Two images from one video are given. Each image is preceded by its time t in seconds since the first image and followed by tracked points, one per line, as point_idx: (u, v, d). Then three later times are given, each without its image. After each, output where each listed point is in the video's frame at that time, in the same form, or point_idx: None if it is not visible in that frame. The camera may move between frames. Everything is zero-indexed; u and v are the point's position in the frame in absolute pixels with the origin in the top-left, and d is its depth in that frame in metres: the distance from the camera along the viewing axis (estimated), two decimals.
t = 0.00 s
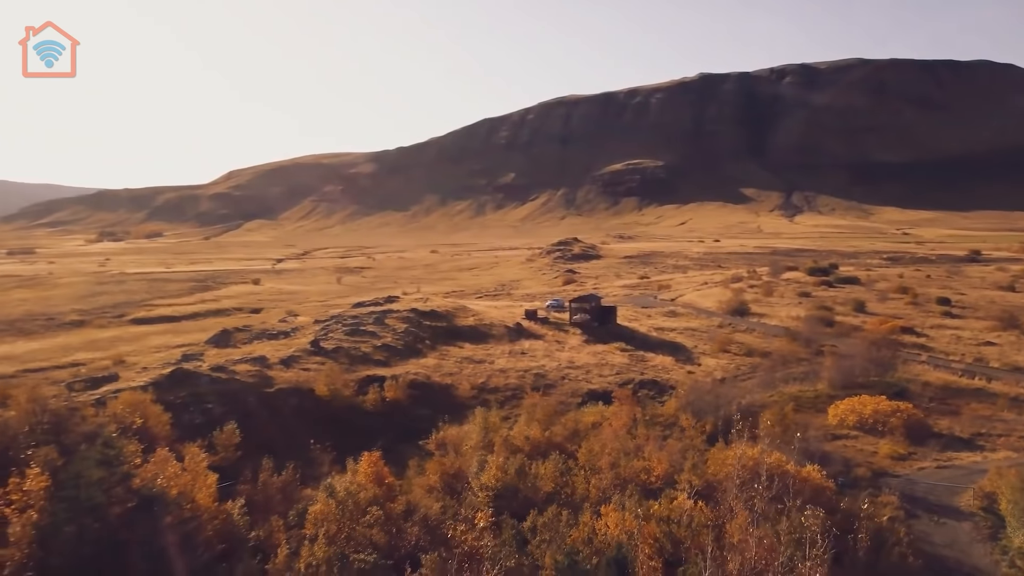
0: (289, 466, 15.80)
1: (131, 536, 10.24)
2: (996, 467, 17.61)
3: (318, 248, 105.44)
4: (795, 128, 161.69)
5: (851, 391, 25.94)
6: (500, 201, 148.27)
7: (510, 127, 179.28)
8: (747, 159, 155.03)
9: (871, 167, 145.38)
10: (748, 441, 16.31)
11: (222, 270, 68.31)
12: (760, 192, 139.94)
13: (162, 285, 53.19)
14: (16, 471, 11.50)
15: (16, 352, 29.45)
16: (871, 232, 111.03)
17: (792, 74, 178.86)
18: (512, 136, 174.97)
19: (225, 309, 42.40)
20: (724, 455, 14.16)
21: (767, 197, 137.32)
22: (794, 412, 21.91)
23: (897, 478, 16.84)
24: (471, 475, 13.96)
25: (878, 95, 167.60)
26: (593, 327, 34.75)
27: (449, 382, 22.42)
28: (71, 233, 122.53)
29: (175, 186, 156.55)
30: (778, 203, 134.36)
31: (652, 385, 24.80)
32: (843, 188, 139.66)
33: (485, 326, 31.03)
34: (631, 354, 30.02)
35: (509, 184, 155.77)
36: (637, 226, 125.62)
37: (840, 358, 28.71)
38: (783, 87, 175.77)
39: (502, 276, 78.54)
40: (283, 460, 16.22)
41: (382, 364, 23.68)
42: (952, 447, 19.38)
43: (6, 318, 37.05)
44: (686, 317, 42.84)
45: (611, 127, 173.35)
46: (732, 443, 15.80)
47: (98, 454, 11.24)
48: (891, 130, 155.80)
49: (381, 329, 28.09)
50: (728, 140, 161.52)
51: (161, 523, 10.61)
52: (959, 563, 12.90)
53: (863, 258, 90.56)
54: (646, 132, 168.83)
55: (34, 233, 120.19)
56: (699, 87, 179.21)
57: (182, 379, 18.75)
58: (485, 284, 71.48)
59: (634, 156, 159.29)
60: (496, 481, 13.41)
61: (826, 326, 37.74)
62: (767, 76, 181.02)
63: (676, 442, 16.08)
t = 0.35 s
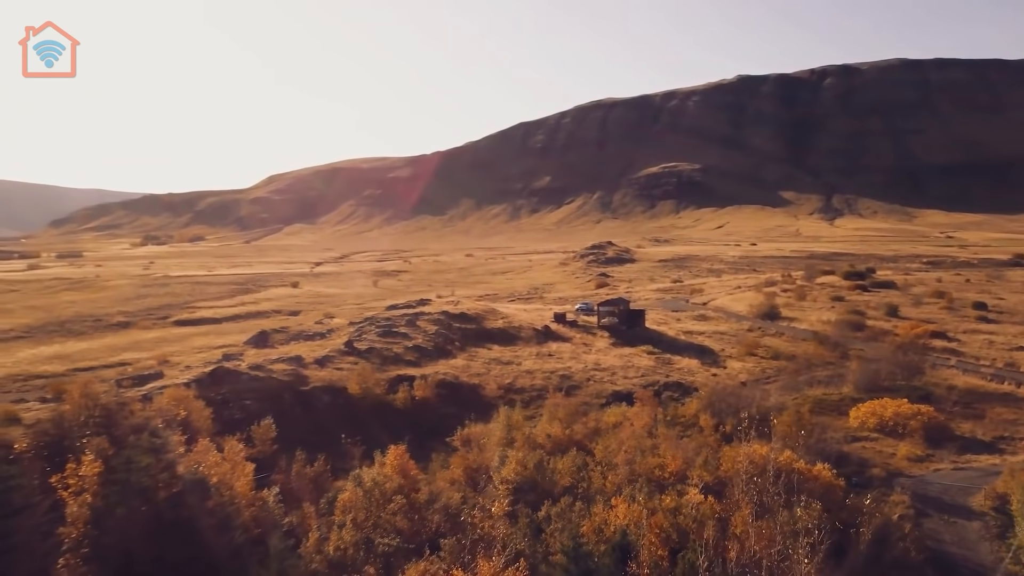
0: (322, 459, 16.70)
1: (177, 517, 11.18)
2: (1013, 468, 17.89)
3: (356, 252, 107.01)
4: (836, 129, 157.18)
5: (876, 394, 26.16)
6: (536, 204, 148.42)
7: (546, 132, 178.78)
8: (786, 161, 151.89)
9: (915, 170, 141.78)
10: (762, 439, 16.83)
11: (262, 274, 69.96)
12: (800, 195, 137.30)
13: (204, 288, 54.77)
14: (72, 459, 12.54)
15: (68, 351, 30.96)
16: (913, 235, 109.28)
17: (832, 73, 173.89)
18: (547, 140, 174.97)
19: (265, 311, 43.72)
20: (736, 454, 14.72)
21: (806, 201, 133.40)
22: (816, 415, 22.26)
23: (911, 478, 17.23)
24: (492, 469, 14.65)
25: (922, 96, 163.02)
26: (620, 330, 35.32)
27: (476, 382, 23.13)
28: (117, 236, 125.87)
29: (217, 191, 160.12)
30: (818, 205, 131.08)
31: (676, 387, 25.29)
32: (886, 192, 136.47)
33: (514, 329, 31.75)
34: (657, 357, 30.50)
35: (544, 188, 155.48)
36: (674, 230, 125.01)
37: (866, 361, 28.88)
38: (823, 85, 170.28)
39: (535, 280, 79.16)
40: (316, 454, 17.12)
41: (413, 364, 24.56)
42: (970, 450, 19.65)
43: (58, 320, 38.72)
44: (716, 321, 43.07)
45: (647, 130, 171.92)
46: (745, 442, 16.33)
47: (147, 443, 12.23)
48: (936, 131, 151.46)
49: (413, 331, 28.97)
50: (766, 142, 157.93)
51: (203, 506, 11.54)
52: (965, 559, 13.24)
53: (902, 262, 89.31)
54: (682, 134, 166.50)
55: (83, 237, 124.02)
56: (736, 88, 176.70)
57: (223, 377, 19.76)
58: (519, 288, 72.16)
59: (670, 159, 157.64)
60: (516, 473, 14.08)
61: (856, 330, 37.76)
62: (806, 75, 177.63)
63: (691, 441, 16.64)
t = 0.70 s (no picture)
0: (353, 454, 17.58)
1: (218, 502, 12.13)
2: None
3: (393, 255, 108.50)
4: (878, 130, 153.78)
5: (901, 397, 26.28)
6: (571, 208, 148.89)
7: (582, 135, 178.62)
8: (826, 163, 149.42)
9: (960, 171, 138.18)
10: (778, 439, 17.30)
11: (301, 277, 71.56)
12: (840, 198, 135.12)
13: (245, 291, 56.37)
14: (122, 448, 13.64)
15: (116, 351, 32.38)
16: (957, 238, 107.22)
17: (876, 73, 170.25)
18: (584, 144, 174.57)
19: (302, 314, 44.99)
20: (750, 451, 15.21)
21: (847, 203, 132.30)
22: (838, 417, 22.56)
23: (928, 479, 17.55)
24: (514, 464, 15.32)
25: (969, 96, 158.69)
26: (648, 333, 35.80)
27: (504, 383, 23.84)
28: (161, 240, 129.26)
29: (258, 196, 163.25)
30: (858, 208, 129.35)
31: (700, 389, 25.73)
32: (930, 193, 133.29)
33: (543, 331, 32.43)
34: (683, 360, 30.94)
35: (581, 192, 155.57)
36: (711, 233, 124.27)
37: (893, 365, 28.94)
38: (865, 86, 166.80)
39: (568, 284, 79.69)
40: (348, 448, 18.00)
41: (443, 365, 25.39)
42: (990, 452, 19.84)
43: (106, 321, 40.35)
44: (746, 324, 43.21)
45: (685, 133, 170.03)
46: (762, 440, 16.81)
47: (191, 433, 13.23)
48: (983, 131, 147.29)
49: (443, 332, 29.81)
50: (806, 144, 155.61)
51: (244, 490, 12.45)
52: (973, 556, 13.63)
53: (943, 266, 87.91)
54: (719, 137, 164.82)
55: (129, 241, 127.35)
56: (776, 88, 173.26)
57: (261, 375, 20.75)
58: (552, 291, 72.79)
59: (707, 162, 156.46)
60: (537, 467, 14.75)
61: (886, 335, 37.68)
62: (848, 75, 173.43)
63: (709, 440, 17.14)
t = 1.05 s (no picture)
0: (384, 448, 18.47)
1: (257, 490, 13.13)
2: None
3: (429, 259, 109.76)
4: (921, 130, 150.41)
5: (928, 401, 26.34)
6: (607, 211, 148.89)
7: (619, 137, 178.08)
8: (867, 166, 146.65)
9: (1007, 171, 134.36)
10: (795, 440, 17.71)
11: (339, 280, 73.13)
12: (882, 199, 132.49)
13: (285, 294, 57.87)
14: (169, 440, 14.70)
15: (161, 351, 33.80)
16: (1002, 240, 104.88)
17: (920, 73, 166.42)
18: (620, 146, 174.25)
19: (339, 316, 46.22)
20: (763, 450, 15.69)
21: (890, 205, 129.74)
22: (862, 420, 22.77)
23: (945, 479, 17.86)
24: (536, 458, 16.01)
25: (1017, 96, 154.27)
26: (677, 336, 36.24)
27: (530, 383, 24.45)
28: (204, 244, 132.45)
29: (298, 200, 166.18)
30: (901, 211, 126.85)
31: (725, 390, 26.10)
32: (975, 194, 129.81)
33: (573, 334, 33.05)
34: (711, 362, 31.35)
35: (617, 195, 155.23)
36: (749, 236, 123.23)
37: (921, 369, 28.98)
38: (908, 86, 163.28)
39: (602, 287, 80.07)
40: (380, 444, 18.90)
41: (473, 365, 26.20)
42: (1011, 454, 20.01)
43: (151, 323, 41.94)
44: (777, 328, 43.35)
45: (723, 135, 168.29)
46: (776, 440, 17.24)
47: (231, 426, 14.18)
48: None
49: (473, 334, 30.65)
50: (846, 145, 153.05)
51: (280, 479, 13.39)
52: (982, 553, 13.89)
53: (985, 269, 86.29)
54: (757, 138, 162.85)
55: (173, 245, 130.77)
56: (816, 88, 170.83)
57: (298, 374, 21.73)
58: (586, 294, 73.26)
59: (745, 164, 154.81)
60: (559, 462, 15.36)
61: (918, 338, 37.59)
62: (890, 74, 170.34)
63: (727, 438, 17.60)
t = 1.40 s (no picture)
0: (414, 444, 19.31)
1: (293, 480, 14.03)
2: None
3: (465, 262, 110.68)
4: (966, 131, 147.01)
5: (955, 404, 26.39)
6: (644, 214, 148.56)
7: (656, 139, 177.55)
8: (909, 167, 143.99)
9: None
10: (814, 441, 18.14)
11: (376, 283, 74.48)
12: (926, 201, 129.92)
13: (323, 297, 59.21)
14: (213, 433, 15.76)
15: (205, 352, 35.15)
16: None
17: (966, 72, 162.40)
18: (657, 148, 173.71)
19: (375, 318, 47.26)
20: (778, 448, 16.20)
21: (933, 207, 127.09)
22: (886, 423, 23.02)
23: (963, 480, 18.13)
24: (558, 455, 16.68)
25: None
26: (705, 339, 36.59)
27: (556, 384, 25.09)
28: (245, 247, 135.39)
29: (336, 204, 168.57)
30: (945, 213, 124.29)
31: (749, 392, 26.50)
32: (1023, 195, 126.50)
33: (601, 337, 33.61)
34: (738, 365, 31.69)
35: (654, 198, 154.65)
36: (788, 239, 121.89)
37: (949, 374, 29.00)
38: (953, 85, 159.51)
39: (635, 290, 80.22)
40: (410, 440, 19.79)
41: (502, 366, 26.97)
42: None
43: (195, 325, 43.44)
44: (808, 331, 43.36)
45: (762, 136, 166.41)
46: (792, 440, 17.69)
47: (269, 420, 15.15)
48: None
49: (503, 336, 31.41)
50: (888, 147, 150.41)
51: (315, 469, 14.31)
52: (994, 550, 14.22)
53: None
54: (796, 139, 160.98)
55: (215, 248, 133.77)
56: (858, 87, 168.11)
57: (333, 373, 22.71)
58: (619, 297, 73.57)
59: (784, 166, 153.19)
60: (579, 458, 16.06)
61: (951, 342, 37.40)
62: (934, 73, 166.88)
63: (744, 438, 18.12)
